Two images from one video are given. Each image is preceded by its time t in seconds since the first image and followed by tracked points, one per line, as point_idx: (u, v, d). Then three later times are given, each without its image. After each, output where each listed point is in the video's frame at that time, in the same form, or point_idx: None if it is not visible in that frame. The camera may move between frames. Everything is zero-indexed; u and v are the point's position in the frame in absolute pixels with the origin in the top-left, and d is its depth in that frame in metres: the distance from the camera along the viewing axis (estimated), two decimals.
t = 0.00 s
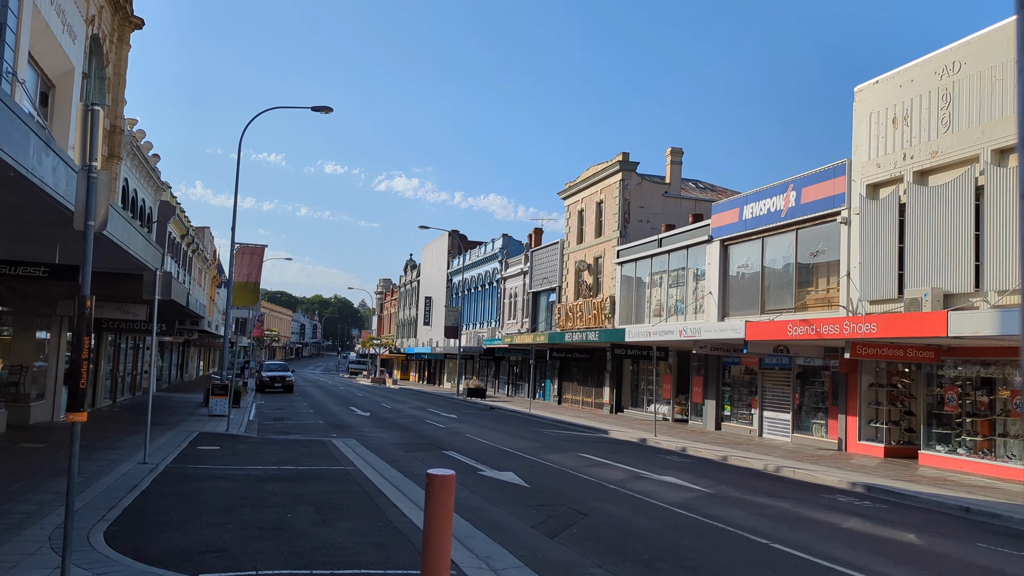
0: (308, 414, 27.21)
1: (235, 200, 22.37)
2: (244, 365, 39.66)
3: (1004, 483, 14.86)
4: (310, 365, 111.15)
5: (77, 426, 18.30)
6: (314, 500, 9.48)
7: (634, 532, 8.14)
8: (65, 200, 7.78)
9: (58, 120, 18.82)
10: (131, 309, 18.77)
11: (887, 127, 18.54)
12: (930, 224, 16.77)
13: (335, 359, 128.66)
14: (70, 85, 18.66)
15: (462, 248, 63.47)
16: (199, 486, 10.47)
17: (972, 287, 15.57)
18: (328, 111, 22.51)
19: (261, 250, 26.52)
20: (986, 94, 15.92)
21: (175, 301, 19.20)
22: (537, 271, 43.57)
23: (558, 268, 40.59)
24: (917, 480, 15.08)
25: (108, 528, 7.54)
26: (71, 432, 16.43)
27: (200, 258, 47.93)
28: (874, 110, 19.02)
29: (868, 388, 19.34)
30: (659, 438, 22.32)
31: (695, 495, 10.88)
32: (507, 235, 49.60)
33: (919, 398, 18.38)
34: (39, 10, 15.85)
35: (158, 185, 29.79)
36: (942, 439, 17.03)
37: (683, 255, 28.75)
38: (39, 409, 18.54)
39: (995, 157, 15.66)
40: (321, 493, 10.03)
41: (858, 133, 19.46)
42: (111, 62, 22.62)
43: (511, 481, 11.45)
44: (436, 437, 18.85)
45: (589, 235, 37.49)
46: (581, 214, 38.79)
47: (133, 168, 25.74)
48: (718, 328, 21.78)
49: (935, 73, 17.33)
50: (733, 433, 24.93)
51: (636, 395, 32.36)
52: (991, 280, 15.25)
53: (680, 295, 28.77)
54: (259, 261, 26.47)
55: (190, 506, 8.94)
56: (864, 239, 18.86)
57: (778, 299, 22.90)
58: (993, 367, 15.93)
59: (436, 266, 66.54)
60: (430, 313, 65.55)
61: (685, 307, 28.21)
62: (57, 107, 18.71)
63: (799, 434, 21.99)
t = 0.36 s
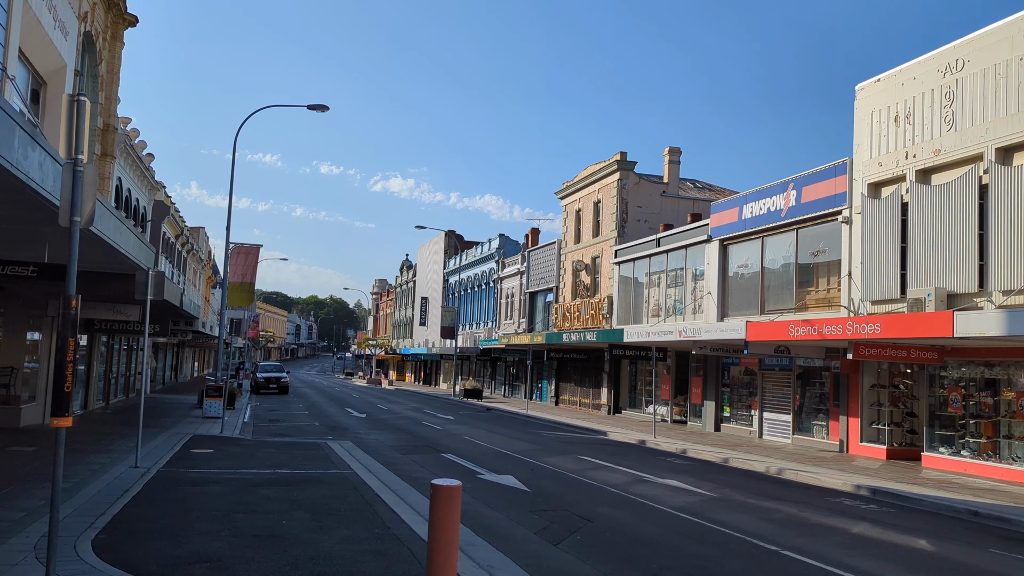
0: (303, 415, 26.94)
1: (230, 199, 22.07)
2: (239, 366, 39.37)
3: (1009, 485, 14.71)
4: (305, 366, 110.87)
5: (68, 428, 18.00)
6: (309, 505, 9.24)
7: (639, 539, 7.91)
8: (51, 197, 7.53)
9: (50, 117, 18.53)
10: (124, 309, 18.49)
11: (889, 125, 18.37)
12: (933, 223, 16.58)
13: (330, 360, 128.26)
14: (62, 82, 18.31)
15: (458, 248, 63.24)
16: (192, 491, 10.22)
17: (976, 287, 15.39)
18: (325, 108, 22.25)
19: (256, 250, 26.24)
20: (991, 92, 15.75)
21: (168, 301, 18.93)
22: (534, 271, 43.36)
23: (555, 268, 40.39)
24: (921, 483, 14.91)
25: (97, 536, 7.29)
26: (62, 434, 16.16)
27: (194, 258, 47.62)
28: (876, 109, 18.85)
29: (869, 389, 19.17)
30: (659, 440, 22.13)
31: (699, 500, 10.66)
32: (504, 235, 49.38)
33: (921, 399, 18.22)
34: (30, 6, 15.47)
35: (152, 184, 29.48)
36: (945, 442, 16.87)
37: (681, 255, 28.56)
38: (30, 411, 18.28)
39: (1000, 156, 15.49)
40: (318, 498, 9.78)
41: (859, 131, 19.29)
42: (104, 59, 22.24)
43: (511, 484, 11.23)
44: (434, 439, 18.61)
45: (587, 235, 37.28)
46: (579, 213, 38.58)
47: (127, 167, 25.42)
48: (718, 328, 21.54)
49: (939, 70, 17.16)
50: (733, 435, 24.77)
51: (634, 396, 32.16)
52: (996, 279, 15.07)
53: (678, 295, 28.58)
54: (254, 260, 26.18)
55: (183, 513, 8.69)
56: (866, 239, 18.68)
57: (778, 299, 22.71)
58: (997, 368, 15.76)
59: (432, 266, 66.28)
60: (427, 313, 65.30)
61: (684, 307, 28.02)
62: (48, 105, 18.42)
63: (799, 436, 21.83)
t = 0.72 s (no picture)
0: (297, 418, 26.59)
1: (223, 199, 21.71)
2: (232, 368, 38.95)
3: (1013, 487, 14.55)
4: (298, 368, 110.36)
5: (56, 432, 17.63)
6: (304, 511, 8.94)
7: (644, 545, 7.66)
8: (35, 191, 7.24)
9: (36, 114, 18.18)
10: (115, 309, 18.16)
11: (889, 124, 18.21)
12: (935, 222, 16.41)
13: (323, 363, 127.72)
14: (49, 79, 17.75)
15: (452, 249, 62.94)
16: (183, 496, 9.91)
17: (979, 286, 15.21)
18: (318, 107, 21.94)
19: (249, 250, 25.85)
20: (994, 89, 15.58)
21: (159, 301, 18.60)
22: (529, 273, 43.11)
23: (551, 269, 40.15)
24: (925, 485, 14.72)
25: (82, 543, 7.00)
26: (50, 437, 15.80)
27: (186, 259, 47.16)
28: (875, 107, 18.71)
29: (870, 390, 19.01)
30: (657, 442, 21.88)
31: (703, 503, 10.44)
32: (499, 236, 49.15)
33: (923, 401, 18.01)
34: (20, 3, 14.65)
35: (143, 184, 29.12)
36: (948, 444, 16.70)
37: (678, 256, 28.36)
38: (18, 414, 17.90)
39: (1003, 154, 15.33)
40: (312, 503, 9.50)
41: (859, 130, 19.13)
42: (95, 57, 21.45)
43: (511, 488, 10.97)
44: (429, 442, 18.33)
45: (582, 236, 37.06)
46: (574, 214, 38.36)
47: (117, 166, 25.00)
48: (717, 329, 21.30)
49: (940, 68, 17.01)
50: (731, 436, 24.57)
51: (630, 397, 31.95)
52: (999, 279, 14.90)
53: (675, 296, 28.38)
54: (247, 261, 25.68)
55: (172, 519, 8.40)
56: (866, 239, 18.51)
57: (777, 300, 22.52)
58: (1000, 369, 15.61)
59: (426, 267, 65.96)
60: (420, 315, 64.96)
61: (681, 308, 27.80)
62: (35, 101, 18.09)
63: (799, 437, 21.65)
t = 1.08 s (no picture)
0: (289, 428, 26.20)
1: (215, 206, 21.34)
2: (224, 378, 38.47)
3: (1018, 497, 14.35)
4: (290, 377, 109.56)
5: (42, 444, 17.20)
6: (297, 527, 8.63)
7: (651, 562, 7.39)
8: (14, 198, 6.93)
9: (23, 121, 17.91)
10: (104, 319, 17.78)
11: (889, 129, 18.08)
12: (936, 228, 16.28)
13: (315, 372, 126.94)
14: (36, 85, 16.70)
15: (446, 257, 62.66)
16: (173, 512, 9.58)
17: (983, 293, 15.05)
18: (311, 114, 21.62)
19: (241, 259, 25.59)
20: (995, 94, 15.48)
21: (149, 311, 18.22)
22: (523, 281, 42.85)
23: (545, 277, 39.91)
24: (930, 496, 14.50)
25: (65, 563, 6.68)
26: (36, 449, 15.40)
27: (178, 268, 46.68)
28: (874, 113, 18.61)
29: (871, 399, 18.86)
30: (656, 451, 21.58)
31: (709, 516, 10.17)
32: (492, 244, 48.92)
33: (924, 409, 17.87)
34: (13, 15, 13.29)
35: (134, 193, 28.75)
36: (950, 453, 16.52)
37: (674, 263, 28.16)
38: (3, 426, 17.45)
39: (1004, 160, 15.20)
40: (306, 519, 9.19)
41: (858, 136, 19.03)
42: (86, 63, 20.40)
43: (511, 501, 10.68)
44: (425, 452, 18.00)
45: (577, 243, 36.84)
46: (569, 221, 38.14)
47: (107, 173, 24.57)
48: (716, 337, 21.04)
49: (940, 73, 16.91)
50: (729, 445, 24.34)
51: (626, 406, 31.69)
52: (1003, 286, 14.74)
53: (671, 303, 28.17)
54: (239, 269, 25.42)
55: (161, 536, 8.07)
56: (866, 246, 18.36)
57: (775, 308, 22.33)
58: (1003, 378, 15.46)
59: (419, 275, 65.63)
60: (413, 323, 64.57)
61: (677, 316, 27.58)
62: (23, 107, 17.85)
63: (798, 446, 21.45)
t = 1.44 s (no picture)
0: (282, 444, 25.76)
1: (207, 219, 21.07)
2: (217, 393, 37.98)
3: None
4: (283, 392, 108.77)
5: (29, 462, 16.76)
6: (290, 548, 8.29)
7: None
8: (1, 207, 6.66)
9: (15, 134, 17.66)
10: (94, 333, 17.43)
11: (889, 139, 17.99)
12: (939, 238, 16.11)
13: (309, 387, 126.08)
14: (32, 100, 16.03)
15: (440, 271, 62.37)
16: (161, 532, 9.23)
17: (987, 304, 14.85)
18: (306, 125, 21.35)
19: (234, 272, 25.28)
20: (996, 103, 15.38)
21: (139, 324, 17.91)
22: (519, 294, 42.57)
23: (540, 290, 39.65)
24: (937, 511, 14.21)
25: None
26: (23, 467, 15.02)
27: (171, 281, 46.22)
28: (874, 122, 18.54)
29: (873, 412, 18.69)
30: (655, 466, 21.26)
31: (715, 534, 9.86)
32: (487, 257, 48.67)
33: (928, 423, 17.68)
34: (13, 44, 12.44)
35: (127, 206, 28.45)
36: (956, 467, 16.24)
37: (672, 275, 27.94)
38: None
39: (1007, 169, 15.07)
40: (300, 539, 8.84)
41: (858, 146, 18.95)
42: (78, 76, 19.96)
43: (511, 519, 10.35)
44: (421, 468, 17.63)
45: (573, 256, 36.64)
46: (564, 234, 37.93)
47: (99, 186, 24.24)
48: (715, 350, 20.77)
49: (940, 82, 16.84)
50: (729, 460, 24.05)
51: (623, 420, 31.37)
52: (1008, 296, 14.55)
53: (669, 316, 27.92)
54: (233, 283, 25.17)
55: (147, 558, 7.73)
56: (867, 256, 18.20)
57: (774, 320, 22.11)
58: (1009, 390, 15.27)
59: (413, 289, 65.29)
60: (408, 337, 64.17)
61: (675, 328, 27.34)
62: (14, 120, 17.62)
63: (799, 461, 21.18)
